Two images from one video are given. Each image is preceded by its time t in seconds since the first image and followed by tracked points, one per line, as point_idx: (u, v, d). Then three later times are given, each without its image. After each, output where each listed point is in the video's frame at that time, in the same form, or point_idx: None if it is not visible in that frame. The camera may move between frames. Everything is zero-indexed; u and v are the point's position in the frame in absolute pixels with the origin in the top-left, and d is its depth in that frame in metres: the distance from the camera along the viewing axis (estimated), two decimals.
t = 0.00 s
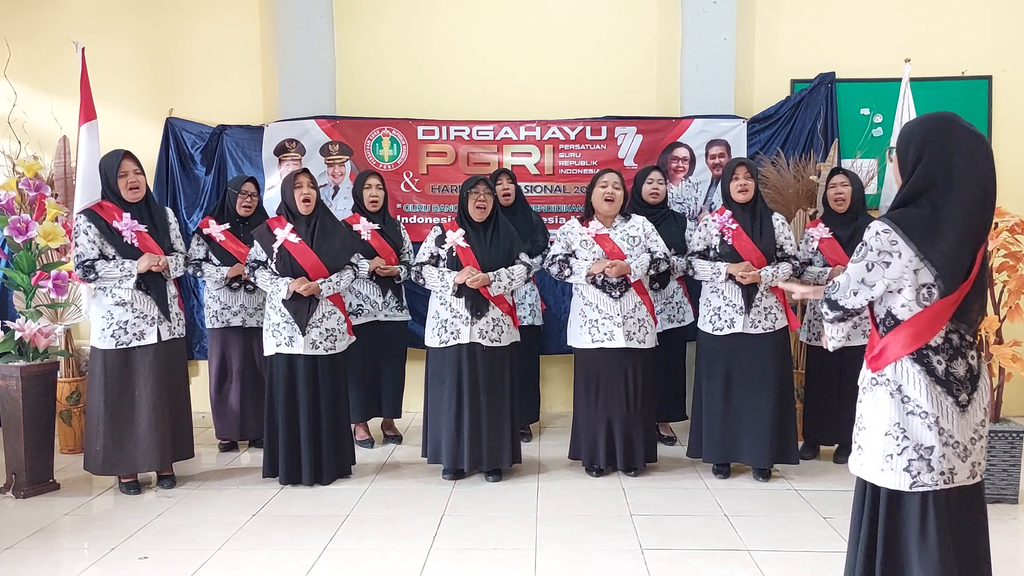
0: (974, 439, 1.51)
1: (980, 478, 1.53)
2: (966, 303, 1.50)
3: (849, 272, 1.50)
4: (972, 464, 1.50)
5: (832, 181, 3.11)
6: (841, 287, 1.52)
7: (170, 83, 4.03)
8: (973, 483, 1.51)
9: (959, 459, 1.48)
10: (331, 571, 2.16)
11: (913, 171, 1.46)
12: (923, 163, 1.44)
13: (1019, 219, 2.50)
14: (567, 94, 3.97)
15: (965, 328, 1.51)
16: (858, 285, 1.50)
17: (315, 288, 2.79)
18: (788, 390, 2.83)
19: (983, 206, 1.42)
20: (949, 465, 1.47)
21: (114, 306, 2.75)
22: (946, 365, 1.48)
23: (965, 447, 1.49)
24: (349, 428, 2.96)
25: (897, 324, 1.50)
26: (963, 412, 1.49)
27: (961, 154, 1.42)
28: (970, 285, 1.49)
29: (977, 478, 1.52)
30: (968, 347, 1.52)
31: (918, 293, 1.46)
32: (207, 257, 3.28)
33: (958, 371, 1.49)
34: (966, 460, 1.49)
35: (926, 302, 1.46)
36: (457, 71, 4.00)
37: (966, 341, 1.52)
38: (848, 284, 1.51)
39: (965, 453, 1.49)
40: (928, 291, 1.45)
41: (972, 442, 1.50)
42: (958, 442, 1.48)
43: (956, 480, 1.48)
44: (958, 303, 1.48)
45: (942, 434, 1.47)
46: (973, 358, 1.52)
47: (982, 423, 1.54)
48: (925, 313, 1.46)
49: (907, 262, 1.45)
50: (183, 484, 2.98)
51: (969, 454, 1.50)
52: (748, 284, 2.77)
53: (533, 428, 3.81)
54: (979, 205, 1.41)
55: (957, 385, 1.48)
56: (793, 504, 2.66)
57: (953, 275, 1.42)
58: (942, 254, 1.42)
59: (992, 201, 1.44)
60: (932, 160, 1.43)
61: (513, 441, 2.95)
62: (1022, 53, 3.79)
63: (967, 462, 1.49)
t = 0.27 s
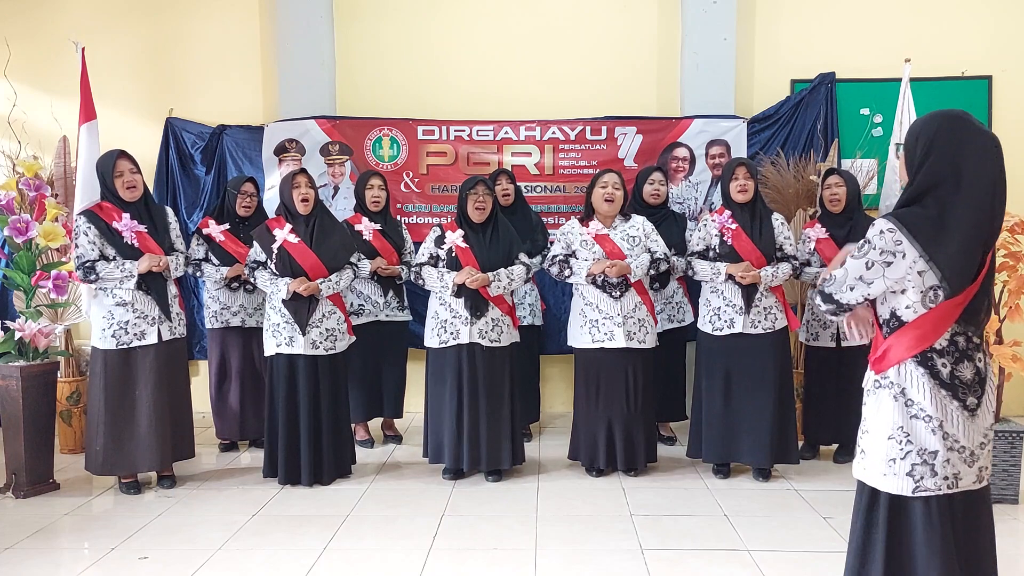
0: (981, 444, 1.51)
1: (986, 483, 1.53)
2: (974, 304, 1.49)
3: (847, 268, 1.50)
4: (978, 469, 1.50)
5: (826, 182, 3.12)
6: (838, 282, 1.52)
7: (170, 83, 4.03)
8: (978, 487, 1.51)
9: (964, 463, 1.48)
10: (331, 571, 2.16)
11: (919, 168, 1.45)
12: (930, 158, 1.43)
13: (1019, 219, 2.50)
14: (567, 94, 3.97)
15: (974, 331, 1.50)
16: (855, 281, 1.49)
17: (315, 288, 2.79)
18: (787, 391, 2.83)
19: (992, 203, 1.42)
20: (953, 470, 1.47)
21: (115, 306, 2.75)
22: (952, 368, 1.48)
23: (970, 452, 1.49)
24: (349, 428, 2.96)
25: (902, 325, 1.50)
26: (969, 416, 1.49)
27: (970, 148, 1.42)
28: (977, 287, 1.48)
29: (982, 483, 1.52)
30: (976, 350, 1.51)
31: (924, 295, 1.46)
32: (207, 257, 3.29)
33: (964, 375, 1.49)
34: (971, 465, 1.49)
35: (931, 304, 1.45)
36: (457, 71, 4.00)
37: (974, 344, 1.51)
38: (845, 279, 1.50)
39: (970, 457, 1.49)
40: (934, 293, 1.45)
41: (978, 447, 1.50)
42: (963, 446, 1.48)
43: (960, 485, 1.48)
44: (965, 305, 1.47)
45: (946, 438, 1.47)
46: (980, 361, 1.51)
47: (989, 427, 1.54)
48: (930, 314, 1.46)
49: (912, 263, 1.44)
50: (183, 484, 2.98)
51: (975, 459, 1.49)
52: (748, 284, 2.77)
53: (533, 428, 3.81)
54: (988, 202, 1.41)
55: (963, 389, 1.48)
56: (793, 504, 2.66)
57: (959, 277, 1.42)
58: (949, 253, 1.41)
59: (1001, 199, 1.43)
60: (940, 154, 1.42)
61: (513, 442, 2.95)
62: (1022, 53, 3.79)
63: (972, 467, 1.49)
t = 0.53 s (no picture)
0: (980, 450, 1.50)
1: (987, 489, 1.52)
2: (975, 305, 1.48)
3: (857, 280, 1.48)
4: (976, 475, 1.49)
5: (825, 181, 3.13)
6: (851, 296, 1.50)
7: (169, 83, 4.03)
8: (978, 494, 1.50)
9: (961, 469, 1.47)
10: (331, 571, 2.16)
11: (920, 167, 1.46)
12: (931, 157, 1.44)
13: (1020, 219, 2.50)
14: (567, 94, 3.97)
15: (975, 334, 1.50)
16: (869, 292, 1.48)
17: (314, 288, 2.79)
18: (787, 391, 2.83)
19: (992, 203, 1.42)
20: (949, 475, 1.47)
21: (116, 305, 2.75)
22: (951, 372, 1.47)
23: (968, 457, 1.48)
24: (349, 429, 2.96)
25: (902, 327, 1.49)
26: (968, 421, 1.48)
27: (971, 147, 1.42)
28: (979, 291, 1.47)
29: (983, 489, 1.51)
30: (977, 355, 1.50)
31: (924, 296, 1.45)
32: (207, 257, 3.29)
33: (964, 379, 1.48)
34: (970, 471, 1.48)
35: (931, 306, 1.45)
36: (457, 71, 4.00)
37: (976, 348, 1.50)
38: (858, 292, 1.49)
39: (969, 463, 1.48)
40: (934, 295, 1.44)
41: (978, 453, 1.49)
42: (961, 452, 1.47)
43: (956, 490, 1.48)
44: (966, 307, 1.47)
45: (942, 443, 1.46)
46: (982, 366, 1.50)
47: (991, 433, 1.53)
48: (930, 316, 1.46)
49: (915, 265, 1.44)
50: (183, 484, 2.98)
51: (974, 465, 1.49)
52: (748, 284, 2.77)
53: (533, 427, 3.81)
54: (988, 201, 1.41)
55: (962, 394, 1.48)
56: (792, 504, 2.66)
57: (959, 278, 1.42)
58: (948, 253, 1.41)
59: (1000, 198, 1.44)
60: (940, 153, 1.42)
61: (514, 442, 2.94)
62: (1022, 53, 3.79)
63: (970, 473, 1.48)
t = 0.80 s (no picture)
0: (979, 452, 1.49)
1: (988, 492, 1.51)
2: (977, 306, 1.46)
3: (881, 284, 1.45)
4: (974, 477, 1.48)
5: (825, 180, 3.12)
6: (881, 305, 1.45)
7: (169, 83, 4.03)
8: (976, 495, 1.49)
9: (958, 470, 1.47)
10: (331, 571, 2.16)
11: (918, 166, 1.46)
12: (928, 155, 1.44)
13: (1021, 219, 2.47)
14: (567, 94, 3.97)
15: (977, 336, 1.48)
16: (895, 295, 1.45)
17: (314, 288, 2.78)
18: (788, 391, 2.83)
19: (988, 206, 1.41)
20: (944, 475, 1.47)
21: (116, 304, 2.75)
22: (948, 372, 1.47)
23: (965, 459, 1.47)
24: (348, 428, 2.96)
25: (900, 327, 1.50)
26: (965, 422, 1.47)
27: (970, 147, 1.41)
28: (978, 289, 1.45)
29: (982, 491, 1.50)
30: (978, 355, 1.49)
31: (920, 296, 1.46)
32: (207, 257, 3.29)
33: (961, 380, 1.47)
34: (967, 473, 1.48)
35: (928, 305, 1.45)
36: (457, 71, 4.00)
37: (976, 349, 1.49)
38: (887, 299, 1.45)
39: (965, 465, 1.47)
40: (930, 295, 1.44)
41: (976, 455, 1.48)
42: (957, 453, 1.47)
43: (953, 491, 1.48)
44: (964, 307, 1.46)
45: (937, 443, 1.47)
46: (982, 367, 1.49)
47: (991, 436, 1.51)
48: (927, 316, 1.46)
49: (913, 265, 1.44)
50: (183, 484, 2.98)
51: (972, 467, 1.48)
52: (749, 285, 2.77)
53: (533, 427, 3.81)
54: (985, 203, 1.40)
55: (959, 394, 1.47)
56: (792, 504, 2.66)
57: (954, 280, 1.41)
58: (942, 253, 1.41)
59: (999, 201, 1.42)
60: (937, 151, 1.43)
61: (514, 442, 2.94)
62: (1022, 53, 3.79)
63: (968, 474, 1.48)
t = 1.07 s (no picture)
0: (982, 451, 1.49)
1: (990, 491, 1.51)
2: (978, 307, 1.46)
3: (863, 276, 1.45)
4: (977, 477, 1.48)
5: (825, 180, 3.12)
6: (855, 293, 1.47)
7: (170, 83, 4.03)
8: (978, 495, 1.49)
9: (961, 469, 1.47)
10: (331, 571, 2.16)
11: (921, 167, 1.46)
12: (930, 156, 1.44)
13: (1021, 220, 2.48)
14: (567, 94, 3.97)
15: (980, 335, 1.47)
16: (873, 290, 1.45)
17: (314, 288, 2.78)
18: (789, 391, 2.83)
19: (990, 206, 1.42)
20: (948, 475, 1.46)
21: (116, 303, 2.75)
22: (951, 372, 1.47)
23: (968, 458, 1.47)
24: (348, 429, 2.96)
25: (903, 327, 1.49)
26: (968, 421, 1.47)
27: (972, 147, 1.41)
28: (981, 289, 1.45)
29: (984, 490, 1.50)
30: (980, 355, 1.49)
31: (923, 296, 1.45)
32: (207, 256, 3.27)
33: (964, 380, 1.47)
34: (970, 473, 1.47)
35: (931, 306, 1.45)
36: (457, 71, 4.00)
37: (979, 348, 1.48)
38: (863, 290, 1.46)
39: (968, 464, 1.47)
40: (933, 295, 1.44)
41: (979, 454, 1.48)
42: (960, 453, 1.47)
43: (956, 491, 1.47)
44: (967, 307, 1.45)
45: (941, 443, 1.46)
46: (985, 366, 1.49)
47: (994, 435, 1.51)
48: (931, 317, 1.45)
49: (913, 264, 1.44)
50: (183, 484, 2.98)
51: (975, 467, 1.48)
52: (751, 284, 2.77)
53: (534, 427, 3.81)
54: (986, 203, 1.41)
55: (962, 394, 1.47)
56: (793, 504, 2.66)
57: (955, 280, 1.41)
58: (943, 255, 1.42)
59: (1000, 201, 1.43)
60: (939, 152, 1.43)
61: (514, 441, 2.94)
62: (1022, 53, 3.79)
63: (970, 474, 1.47)
